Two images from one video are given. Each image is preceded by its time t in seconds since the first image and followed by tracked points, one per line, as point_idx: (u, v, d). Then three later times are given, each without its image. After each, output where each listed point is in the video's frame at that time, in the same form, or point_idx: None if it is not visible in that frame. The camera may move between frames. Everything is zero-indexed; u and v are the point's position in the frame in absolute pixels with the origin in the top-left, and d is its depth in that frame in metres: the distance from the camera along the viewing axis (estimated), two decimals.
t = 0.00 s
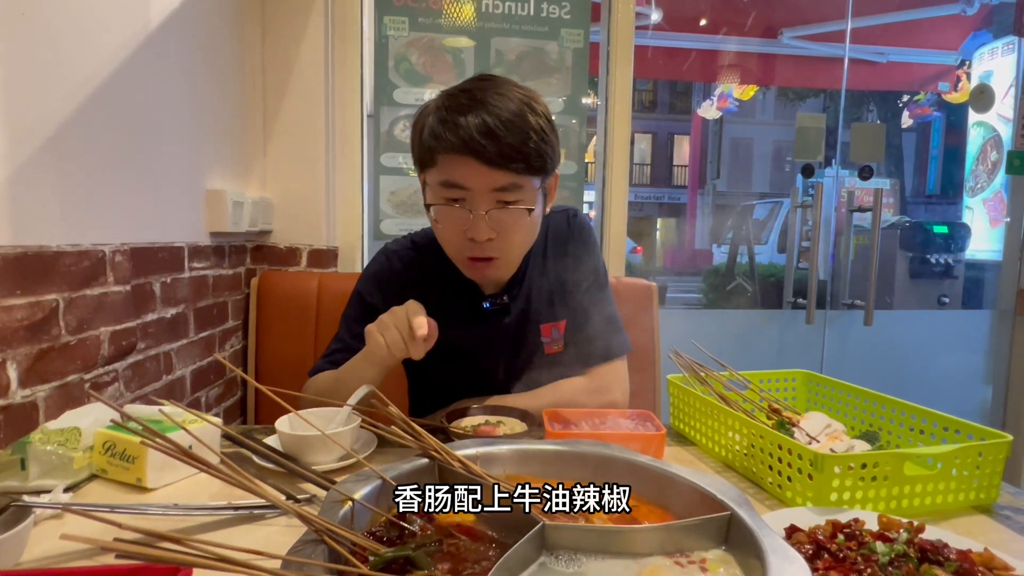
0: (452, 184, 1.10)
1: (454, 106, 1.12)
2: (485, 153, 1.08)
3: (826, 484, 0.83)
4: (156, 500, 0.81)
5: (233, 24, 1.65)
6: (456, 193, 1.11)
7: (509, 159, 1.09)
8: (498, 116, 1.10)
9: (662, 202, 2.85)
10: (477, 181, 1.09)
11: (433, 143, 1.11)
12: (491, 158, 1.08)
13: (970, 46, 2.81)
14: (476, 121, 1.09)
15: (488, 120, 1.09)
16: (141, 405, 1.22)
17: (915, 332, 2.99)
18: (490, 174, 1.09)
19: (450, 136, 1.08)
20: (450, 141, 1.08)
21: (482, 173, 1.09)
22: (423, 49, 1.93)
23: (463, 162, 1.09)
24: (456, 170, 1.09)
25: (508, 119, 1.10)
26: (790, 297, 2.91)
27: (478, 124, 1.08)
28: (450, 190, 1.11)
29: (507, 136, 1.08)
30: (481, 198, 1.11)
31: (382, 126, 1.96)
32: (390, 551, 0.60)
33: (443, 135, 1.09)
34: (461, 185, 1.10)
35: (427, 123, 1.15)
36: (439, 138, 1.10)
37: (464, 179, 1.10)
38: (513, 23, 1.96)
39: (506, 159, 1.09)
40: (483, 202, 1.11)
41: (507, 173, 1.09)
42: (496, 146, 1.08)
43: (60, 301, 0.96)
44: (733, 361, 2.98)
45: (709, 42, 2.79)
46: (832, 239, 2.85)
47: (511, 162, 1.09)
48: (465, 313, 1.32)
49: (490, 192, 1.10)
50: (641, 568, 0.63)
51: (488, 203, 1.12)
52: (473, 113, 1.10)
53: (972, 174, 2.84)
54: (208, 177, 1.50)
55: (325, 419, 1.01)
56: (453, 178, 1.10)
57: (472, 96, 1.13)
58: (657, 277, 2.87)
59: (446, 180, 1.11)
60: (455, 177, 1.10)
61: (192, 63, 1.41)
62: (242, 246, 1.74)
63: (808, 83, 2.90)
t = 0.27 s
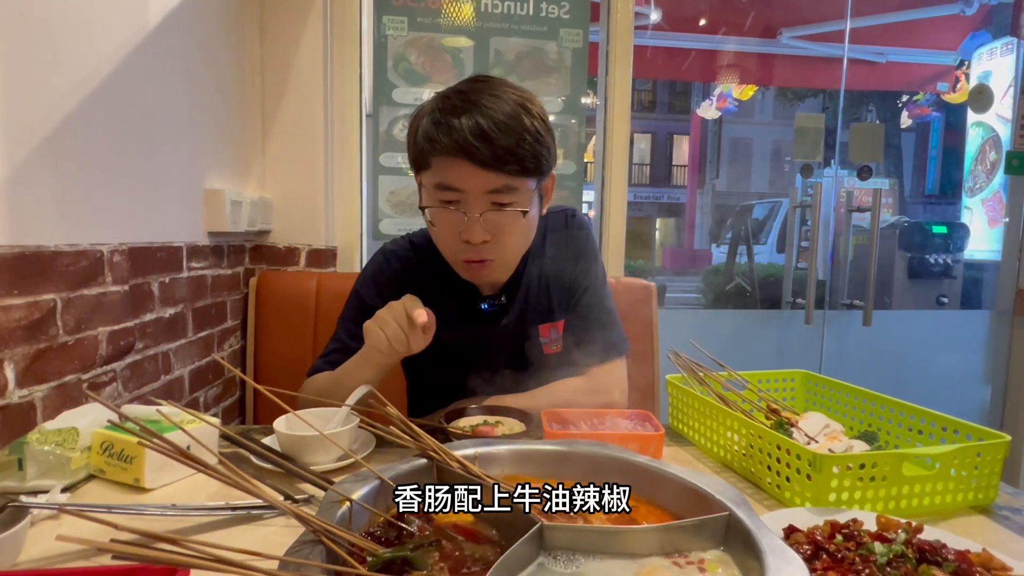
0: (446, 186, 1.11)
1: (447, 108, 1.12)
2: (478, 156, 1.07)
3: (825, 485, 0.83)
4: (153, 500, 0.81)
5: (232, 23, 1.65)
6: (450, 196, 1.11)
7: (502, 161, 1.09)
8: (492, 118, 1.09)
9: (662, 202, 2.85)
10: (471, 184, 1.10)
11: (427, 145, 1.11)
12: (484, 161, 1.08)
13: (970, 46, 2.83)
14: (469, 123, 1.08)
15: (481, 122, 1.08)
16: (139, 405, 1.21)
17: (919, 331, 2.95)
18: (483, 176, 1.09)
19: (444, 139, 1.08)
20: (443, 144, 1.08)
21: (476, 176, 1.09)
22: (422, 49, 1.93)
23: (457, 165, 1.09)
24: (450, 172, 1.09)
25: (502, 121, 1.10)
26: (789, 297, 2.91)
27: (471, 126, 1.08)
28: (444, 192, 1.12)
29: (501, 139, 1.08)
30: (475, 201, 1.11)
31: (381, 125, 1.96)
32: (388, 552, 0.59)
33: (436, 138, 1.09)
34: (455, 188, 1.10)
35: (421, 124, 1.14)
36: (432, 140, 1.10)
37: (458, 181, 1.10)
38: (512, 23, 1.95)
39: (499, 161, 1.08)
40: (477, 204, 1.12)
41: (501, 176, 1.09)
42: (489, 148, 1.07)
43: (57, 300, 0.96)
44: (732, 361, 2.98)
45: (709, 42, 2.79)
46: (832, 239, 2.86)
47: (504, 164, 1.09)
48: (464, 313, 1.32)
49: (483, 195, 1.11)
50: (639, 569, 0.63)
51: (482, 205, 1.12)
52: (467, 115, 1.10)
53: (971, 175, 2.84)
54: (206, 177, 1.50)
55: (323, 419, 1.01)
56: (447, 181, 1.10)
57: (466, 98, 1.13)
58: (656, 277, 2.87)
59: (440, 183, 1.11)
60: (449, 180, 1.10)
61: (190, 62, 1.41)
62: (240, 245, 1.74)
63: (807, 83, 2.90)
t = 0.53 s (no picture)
0: (446, 185, 1.10)
1: (448, 107, 1.13)
2: (478, 154, 1.07)
3: (823, 485, 0.83)
4: (153, 501, 0.81)
5: (231, 24, 1.65)
6: (451, 194, 1.11)
7: (503, 160, 1.08)
8: (492, 117, 1.09)
9: (661, 202, 2.85)
10: (471, 183, 1.09)
11: (427, 144, 1.11)
12: (484, 159, 1.07)
13: (969, 46, 2.82)
14: (470, 122, 1.08)
15: (482, 121, 1.09)
16: (138, 404, 1.21)
17: (911, 331, 3.00)
18: (484, 175, 1.08)
19: (444, 137, 1.08)
20: (443, 141, 1.08)
21: (476, 174, 1.08)
22: (421, 48, 1.93)
23: (457, 163, 1.08)
24: (450, 171, 1.08)
25: (502, 120, 1.10)
26: (789, 297, 2.91)
27: (472, 125, 1.08)
28: (444, 191, 1.11)
29: (501, 137, 1.08)
30: (475, 199, 1.10)
31: (381, 125, 1.96)
32: (387, 552, 0.60)
33: (437, 136, 1.09)
34: (455, 186, 1.09)
35: (422, 124, 1.15)
36: (433, 139, 1.10)
37: (458, 179, 1.09)
38: (511, 22, 1.95)
39: (499, 159, 1.08)
40: (477, 203, 1.11)
41: (501, 175, 1.09)
42: (489, 147, 1.07)
43: (56, 300, 0.96)
44: (731, 361, 2.98)
45: (708, 42, 2.79)
46: (831, 239, 2.87)
47: (505, 163, 1.08)
48: (464, 313, 1.32)
49: (484, 193, 1.10)
50: (638, 569, 0.64)
51: (482, 204, 1.11)
52: (468, 114, 1.10)
53: (970, 174, 2.81)
54: (205, 176, 1.50)
55: (323, 419, 1.00)
56: (447, 180, 1.09)
57: (467, 97, 1.14)
58: (656, 277, 2.87)
59: (440, 181, 1.10)
60: (449, 178, 1.09)
61: (189, 61, 1.40)
62: (240, 245, 1.73)
63: (806, 83, 2.90)
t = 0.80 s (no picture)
0: (457, 179, 1.11)
1: (463, 101, 1.13)
2: (491, 148, 1.08)
3: (823, 484, 0.83)
4: (152, 499, 0.81)
5: (231, 23, 1.65)
6: (461, 188, 1.11)
7: (515, 156, 1.09)
8: (506, 112, 1.10)
9: (660, 201, 2.84)
10: (481, 177, 1.10)
11: (441, 138, 1.11)
12: (497, 155, 1.08)
13: (968, 47, 2.82)
14: (483, 118, 1.09)
15: (495, 117, 1.09)
16: (137, 404, 1.21)
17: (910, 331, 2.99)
18: (495, 170, 1.09)
19: (458, 132, 1.09)
20: (457, 136, 1.09)
21: (488, 169, 1.09)
22: (420, 47, 1.93)
23: (470, 157, 1.09)
24: (461, 165, 1.10)
25: (516, 116, 1.11)
26: (788, 296, 2.91)
27: (485, 121, 1.09)
28: (455, 184, 1.12)
29: (514, 134, 1.08)
30: (485, 193, 1.11)
31: (381, 125, 1.95)
32: (387, 551, 0.59)
33: (451, 130, 1.10)
34: (465, 180, 1.10)
35: (436, 117, 1.15)
36: (447, 133, 1.10)
37: (469, 174, 1.10)
38: (510, 22, 1.95)
39: (511, 155, 1.09)
40: (487, 197, 1.11)
41: (512, 171, 1.10)
42: (502, 142, 1.08)
43: (55, 299, 0.96)
44: (730, 361, 2.98)
45: (707, 41, 2.80)
46: (830, 239, 2.87)
47: (517, 159, 1.09)
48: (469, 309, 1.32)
49: (494, 188, 1.11)
50: (638, 568, 0.63)
51: (491, 198, 1.12)
52: (482, 109, 1.10)
53: (969, 175, 2.83)
54: (205, 175, 1.50)
55: (322, 418, 1.00)
56: (459, 174, 1.10)
57: (482, 92, 1.14)
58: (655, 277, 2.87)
59: (452, 175, 1.11)
60: (461, 173, 1.10)
61: (188, 58, 1.40)
62: (239, 244, 1.73)
63: (805, 83, 2.90)
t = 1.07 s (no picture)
0: (523, 179, 1.12)
1: (521, 103, 1.15)
2: (560, 151, 1.11)
3: (822, 484, 0.83)
4: (151, 499, 0.81)
5: (230, 23, 1.65)
6: (523, 187, 1.13)
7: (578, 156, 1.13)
8: (565, 115, 1.14)
9: (660, 201, 2.84)
10: (546, 177, 1.11)
11: (507, 140, 1.12)
12: (566, 156, 1.11)
13: (967, 47, 2.82)
14: (549, 120, 1.12)
15: (558, 119, 1.13)
16: (136, 403, 1.21)
17: (909, 330, 3.00)
18: (560, 170, 1.11)
19: (528, 134, 1.11)
20: (528, 139, 1.11)
21: (553, 169, 1.11)
22: (420, 47, 1.93)
23: (538, 159, 1.11)
24: (528, 165, 1.11)
25: (571, 118, 1.15)
26: (787, 296, 2.92)
27: (551, 123, 1.12)
28: (517, 184, 1.13)
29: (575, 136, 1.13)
30: (548, 192, 1.13)
31: (380, 124, 1.95)
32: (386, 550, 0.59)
33: (519, 133, 1.11)
34: (530, 180, 1.12)
35: (493, 118, 1.15)
36: (514, 135, 1.12)
37: (534, 173, 1.11)
38: (510, 21, 1.95)
39: (575, 157, 1.13)
40: (548, 195, 1.13)
41: (576, 170, 1.12)
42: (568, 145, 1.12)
43: (54, 298, 0.96)
44: (730, 360, 2.98)
45: (707, 41, 2.80)
46: (829, 238, 2.87)
47: (579, 160, 1.14)
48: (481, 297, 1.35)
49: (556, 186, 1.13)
50: (638, 567, 0.63)
51: (552, 196, 1.14)
52: (543, 111, 1.13)
53: (968, 174, 2.82)
54: (204, 174, 1.50)
55: (321, 417, 1.00)
56: (526, 174, 1.12)
57: (535, 94, 1.16)
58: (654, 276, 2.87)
59: (517, 176, 1.12)
60: (528, 173, 1.11)
61: (187, 58, 1.40)
62: (238, 243, 1.73)
63: (805, 83, 2.90)
